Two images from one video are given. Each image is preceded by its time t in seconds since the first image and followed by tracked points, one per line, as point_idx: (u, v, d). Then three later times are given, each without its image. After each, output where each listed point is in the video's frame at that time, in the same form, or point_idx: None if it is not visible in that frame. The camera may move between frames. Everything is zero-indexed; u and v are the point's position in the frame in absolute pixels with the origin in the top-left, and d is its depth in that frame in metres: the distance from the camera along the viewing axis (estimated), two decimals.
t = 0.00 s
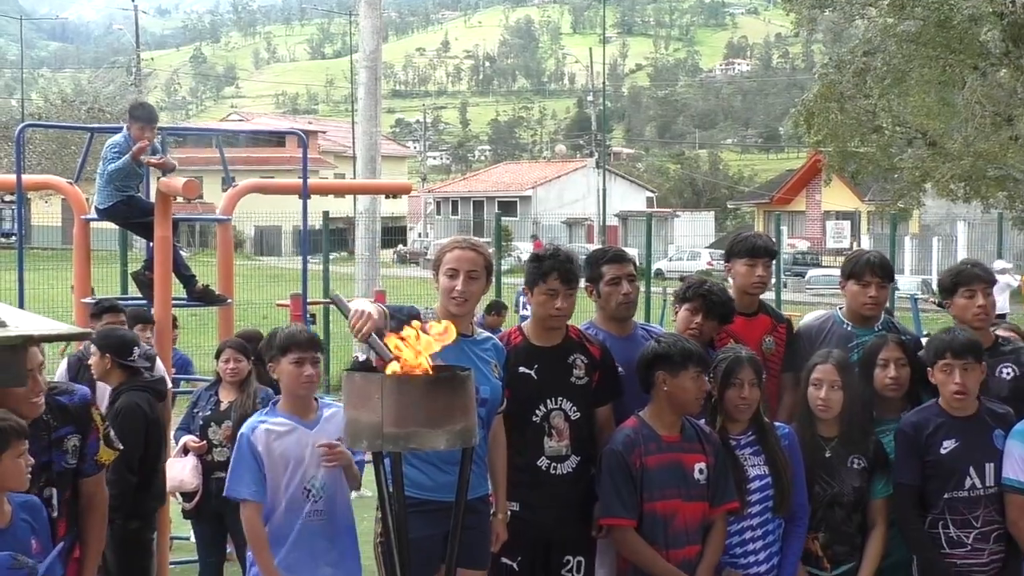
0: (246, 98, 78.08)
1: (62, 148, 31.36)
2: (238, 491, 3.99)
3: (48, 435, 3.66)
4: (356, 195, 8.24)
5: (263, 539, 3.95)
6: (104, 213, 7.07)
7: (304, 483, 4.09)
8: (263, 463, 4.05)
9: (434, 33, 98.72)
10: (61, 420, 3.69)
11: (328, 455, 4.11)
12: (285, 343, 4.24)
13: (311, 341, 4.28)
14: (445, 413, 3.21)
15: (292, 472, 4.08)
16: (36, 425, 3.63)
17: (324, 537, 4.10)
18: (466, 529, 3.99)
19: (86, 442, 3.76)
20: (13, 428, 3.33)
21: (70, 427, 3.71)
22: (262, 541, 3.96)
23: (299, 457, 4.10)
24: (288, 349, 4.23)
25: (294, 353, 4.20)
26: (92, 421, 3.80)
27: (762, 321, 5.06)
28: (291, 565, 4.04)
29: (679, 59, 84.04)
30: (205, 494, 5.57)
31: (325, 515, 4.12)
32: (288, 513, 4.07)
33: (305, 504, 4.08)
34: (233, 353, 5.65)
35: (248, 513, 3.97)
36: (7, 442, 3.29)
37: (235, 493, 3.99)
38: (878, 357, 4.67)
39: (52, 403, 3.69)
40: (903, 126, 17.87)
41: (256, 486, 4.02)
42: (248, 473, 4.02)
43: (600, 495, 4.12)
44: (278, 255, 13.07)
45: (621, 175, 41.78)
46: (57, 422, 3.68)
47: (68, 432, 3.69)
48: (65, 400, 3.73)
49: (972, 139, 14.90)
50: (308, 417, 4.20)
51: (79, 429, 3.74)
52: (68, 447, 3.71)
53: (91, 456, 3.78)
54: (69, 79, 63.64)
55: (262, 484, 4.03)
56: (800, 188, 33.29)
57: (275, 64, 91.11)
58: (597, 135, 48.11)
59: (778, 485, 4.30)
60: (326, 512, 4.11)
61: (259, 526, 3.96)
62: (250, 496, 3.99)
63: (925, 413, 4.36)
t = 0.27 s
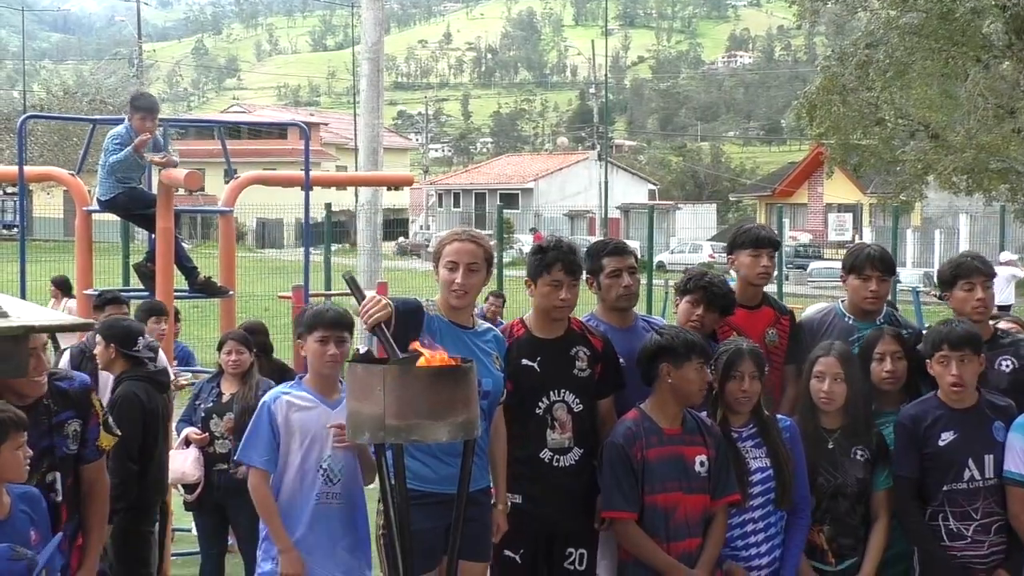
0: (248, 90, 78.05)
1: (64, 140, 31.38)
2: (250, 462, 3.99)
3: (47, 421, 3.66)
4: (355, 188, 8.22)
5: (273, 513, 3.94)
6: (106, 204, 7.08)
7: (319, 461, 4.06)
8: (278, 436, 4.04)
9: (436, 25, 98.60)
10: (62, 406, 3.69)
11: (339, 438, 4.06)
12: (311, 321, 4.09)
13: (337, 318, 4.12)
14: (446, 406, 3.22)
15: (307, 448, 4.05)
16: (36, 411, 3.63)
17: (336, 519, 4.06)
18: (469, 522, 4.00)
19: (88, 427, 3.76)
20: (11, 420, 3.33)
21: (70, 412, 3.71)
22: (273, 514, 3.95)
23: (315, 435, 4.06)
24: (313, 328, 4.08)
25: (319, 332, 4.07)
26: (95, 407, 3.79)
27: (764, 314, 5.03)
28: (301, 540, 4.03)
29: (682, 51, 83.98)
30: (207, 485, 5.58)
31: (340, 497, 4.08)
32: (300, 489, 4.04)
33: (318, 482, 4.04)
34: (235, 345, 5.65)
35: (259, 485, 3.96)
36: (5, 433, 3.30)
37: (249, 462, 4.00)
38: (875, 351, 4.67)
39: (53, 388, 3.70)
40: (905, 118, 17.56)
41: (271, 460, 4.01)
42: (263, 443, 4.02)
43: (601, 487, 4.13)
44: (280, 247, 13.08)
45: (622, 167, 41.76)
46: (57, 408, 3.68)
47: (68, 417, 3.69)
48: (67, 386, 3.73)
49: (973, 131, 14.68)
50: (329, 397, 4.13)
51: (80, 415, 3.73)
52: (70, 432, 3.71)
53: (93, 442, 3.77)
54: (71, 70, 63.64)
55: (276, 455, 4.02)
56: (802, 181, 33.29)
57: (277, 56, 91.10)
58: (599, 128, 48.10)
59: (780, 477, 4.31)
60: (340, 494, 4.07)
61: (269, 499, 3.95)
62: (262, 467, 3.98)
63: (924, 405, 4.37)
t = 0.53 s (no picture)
0: (253, 87, 78.06)
1: (69, 137, 31.41)
2: (280, 449, 4.01)
3: (51, 411, 3.66)
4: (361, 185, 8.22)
5: (300, 502, 3.98)
6: (112, 200, 7.09)
7: (347, 452, 4.06)
8: (309, 424, 4.04)
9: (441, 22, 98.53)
10: (65, 395, 3.69)
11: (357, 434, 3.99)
12: (340, 312, 4.05)
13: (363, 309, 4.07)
14: (452, 402, 3.22)
15: (336, 438, 4.05)
16: (39, 402, 3.63)
17: (362, 511, 4.06)
18: (475, 518, 4.00)
19: (89, 417, 3.77)
20: (14, 416, 3.33)
21: (72, 401, 3.71)
22: (298, 502, 3.98)
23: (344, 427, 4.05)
24: (341, 319, 4.05)
25: (346, 323, 4.04)
26: (93, 396, 3.81)
27: (770, 311, 5.03)
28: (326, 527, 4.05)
29: (686, 47, 83.97)
30: (213, 482, 5.57)
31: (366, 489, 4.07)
32: (326, 478, 4.05)
33: (344, 474, 4.05)
34: (241, 341, 5.67)
35: (287, 473, 3.99)
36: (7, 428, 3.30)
37: (279, 448, 4.02)
38: (872, 350, 4.67)
39: (55, 379, 3.70)
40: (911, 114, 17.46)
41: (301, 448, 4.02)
42: (293, 431, 4.01)
43: (606, 485, 4.14)
44: (285, 244, 13.10)
45: (627, 163, 41.77)
46: (60, 397, 3.68)
47: (71, 406, 3.70)
48: (68, 376, 3.74)
49: (979, 128, 14.53)
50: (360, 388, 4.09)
51: (82, 404, 3.74)
52: (74, 422, 3.72)
53: (95, 432, 3.80)
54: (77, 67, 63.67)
55: (305, 444, 4.02)
56: (807, 178, 33.29)
57: (282, 52, 91.18)
58: (604, 124, 48.11)
59: (785, 474, 4.31)
60: (365, 488, 4.05)
61: (295, 488, 3.98)
62: (291, 455, 3.99)
63: (931, 401, 4.38)
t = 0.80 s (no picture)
0: (258, 82, 78.05)
1: (74, 131, 31.42)
2: (292, 438, 4.04)
3: (59, 400, 3.70)
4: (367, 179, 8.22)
5: (309, 492, 4.00)
6: (117, 195, 7.11)
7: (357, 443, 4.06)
8: (321, 414, 4.06)
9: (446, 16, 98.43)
10: (73, 385, 3.74)
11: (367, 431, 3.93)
12: (350, 305, 4.08)
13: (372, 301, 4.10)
14: (457, 397, 3.25)
15: (346, 429, 4.06)
16: (48, 391, 3.68)
17: (372, 504, 4.06)
18: (479, 512, 4.01)
19: (96, 409, 3.82)
20: (20, 407, 3.36)
21: (81, 392, 3.76)
22: (309, 492, 4.01)
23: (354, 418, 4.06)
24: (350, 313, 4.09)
25: (354, 317, 4.06)
26: (99, 390, 3.86)
27: (775, 306, 5.03)
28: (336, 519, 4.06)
29: (691, 42, 83.87)
30: (218, 477, 5.58)
31: (377, 482, 4.08)
32: (337, 469, 4.06)
33: (353, 465, 4.05)
34: (244, 336, 5.66)
35: (298, 462, 4.02)
36: (11, 419, 3.31)
37: (292, 437, 4.05)
38: (878, 344, 4.66)
39: (63, 370, 3.74)
40: (916, 111, 17.52)
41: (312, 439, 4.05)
42: (305, 421, 4.05)
43: (612, 481, 4.15)
44: (289, 239, 13.11)
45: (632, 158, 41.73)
46: (69, 386, 3.73)
47: (79, 396, 3.74)
48: (75, 368, 3.79)
49: (984, 123, 14.65)
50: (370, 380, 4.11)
51: (89, 395, 3.79)
52: (82, 413, 3.76)
53: (102, 425, 3.84)
54: (82, 62, 63.66)
55: (317, 433, 4.05)
56: (812, 172, 33.26)
57: (287, 47, 91.20)
58: (609, 119, 48.07)
59: (790, 470, 4.31)
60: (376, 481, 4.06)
61: (306, 478, 4.00)
62: (302, 444, 4.03)
63: (939, 397, 4.38)
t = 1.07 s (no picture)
0: (263, 72, 78.00)
1: (78, 122, 31.43)
2: (285, 429, 4.05)
3: (68, 383, 3.73)
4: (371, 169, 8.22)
5: (304, 482, 4.01)
6: (121, 185, 7.12)
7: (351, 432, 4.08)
8: (314, 405, 4.07)
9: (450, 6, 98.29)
10: (83, 370, 3.78)
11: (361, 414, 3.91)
12: (341, 296, 4.05)
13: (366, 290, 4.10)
14: (462, 386, 3.29)
15: (339, 419, 4.07)
16: (58, 373, 3.71)
17: (366, 493, 4.08)
18: (483, 502, 4.03)
19: (104, 397, 3.85)
20: (27, 393, 3.39)
21: (89, 377, 3.80)
22: (303, 483, 4.02)
23: (347, 407, 4.08)
24: (340, 303, 4.06)
25: (346, 307, 4.05)
26: (107, 378, 3.90)
27: (779, 295, 5.03)
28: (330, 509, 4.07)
29: (696, 32, 83.75)
30: (222, 466, 5.62)
31: (371, 471, 4.10)
32: (331, 459, 4.08)
33: (348, 454, 4.07)
34: (245, 326, 5.67)
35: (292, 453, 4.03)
36: (15, 405, 3.34)
37: (284, 429, 4.06)
38: (886, 334, 4.67)
39: (72, 355, 3.79)
40: (921, 101, 17.48)
41: (303, 430, 4.06)
42: (297, 412, 4.05)
43: (617, 471, 4.15)
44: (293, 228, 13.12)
45: (636, 149, 41.69)
46: (79, 371, 3.76)
47: (87, 381, 3.77)
48: (85, 354, 3.83)
49: (989, 113, 14.62)
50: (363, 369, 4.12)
51: (98, 381, 3.82)
52: (90, 398, 3.79)
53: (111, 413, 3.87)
54: (85, 52, 63.64)
55: (310, 424, 4.06)
56: (816, 162, 33.21)
57: (290, 38, 91.12)
58: (613, 109, 48.00)
59: (794, 459, 4.32)
60: (369, 470, 4.08)
61: (300, 469, 4.01)
62: (296, 435, 4.03)
63: (945, 387, 4.38)
